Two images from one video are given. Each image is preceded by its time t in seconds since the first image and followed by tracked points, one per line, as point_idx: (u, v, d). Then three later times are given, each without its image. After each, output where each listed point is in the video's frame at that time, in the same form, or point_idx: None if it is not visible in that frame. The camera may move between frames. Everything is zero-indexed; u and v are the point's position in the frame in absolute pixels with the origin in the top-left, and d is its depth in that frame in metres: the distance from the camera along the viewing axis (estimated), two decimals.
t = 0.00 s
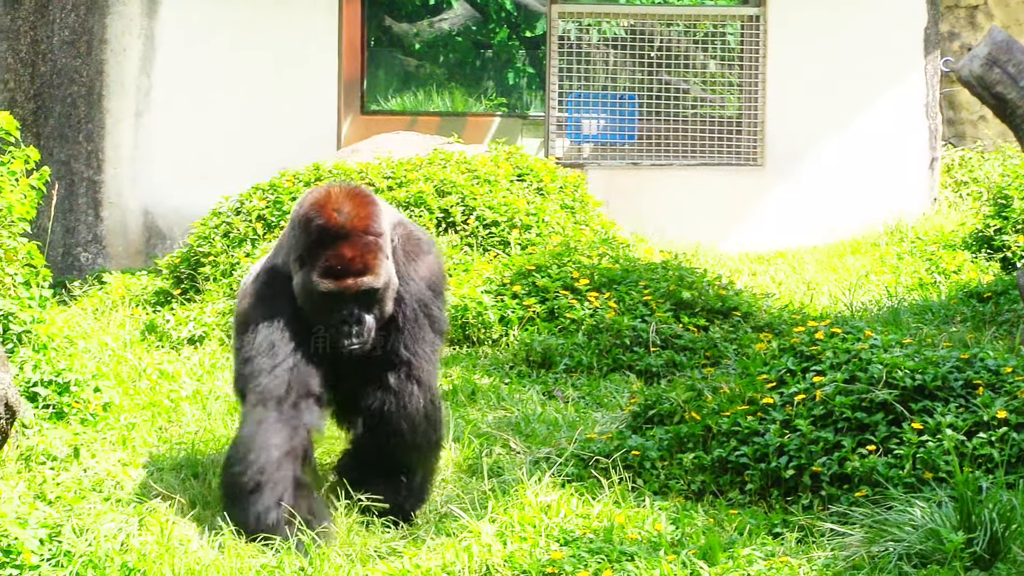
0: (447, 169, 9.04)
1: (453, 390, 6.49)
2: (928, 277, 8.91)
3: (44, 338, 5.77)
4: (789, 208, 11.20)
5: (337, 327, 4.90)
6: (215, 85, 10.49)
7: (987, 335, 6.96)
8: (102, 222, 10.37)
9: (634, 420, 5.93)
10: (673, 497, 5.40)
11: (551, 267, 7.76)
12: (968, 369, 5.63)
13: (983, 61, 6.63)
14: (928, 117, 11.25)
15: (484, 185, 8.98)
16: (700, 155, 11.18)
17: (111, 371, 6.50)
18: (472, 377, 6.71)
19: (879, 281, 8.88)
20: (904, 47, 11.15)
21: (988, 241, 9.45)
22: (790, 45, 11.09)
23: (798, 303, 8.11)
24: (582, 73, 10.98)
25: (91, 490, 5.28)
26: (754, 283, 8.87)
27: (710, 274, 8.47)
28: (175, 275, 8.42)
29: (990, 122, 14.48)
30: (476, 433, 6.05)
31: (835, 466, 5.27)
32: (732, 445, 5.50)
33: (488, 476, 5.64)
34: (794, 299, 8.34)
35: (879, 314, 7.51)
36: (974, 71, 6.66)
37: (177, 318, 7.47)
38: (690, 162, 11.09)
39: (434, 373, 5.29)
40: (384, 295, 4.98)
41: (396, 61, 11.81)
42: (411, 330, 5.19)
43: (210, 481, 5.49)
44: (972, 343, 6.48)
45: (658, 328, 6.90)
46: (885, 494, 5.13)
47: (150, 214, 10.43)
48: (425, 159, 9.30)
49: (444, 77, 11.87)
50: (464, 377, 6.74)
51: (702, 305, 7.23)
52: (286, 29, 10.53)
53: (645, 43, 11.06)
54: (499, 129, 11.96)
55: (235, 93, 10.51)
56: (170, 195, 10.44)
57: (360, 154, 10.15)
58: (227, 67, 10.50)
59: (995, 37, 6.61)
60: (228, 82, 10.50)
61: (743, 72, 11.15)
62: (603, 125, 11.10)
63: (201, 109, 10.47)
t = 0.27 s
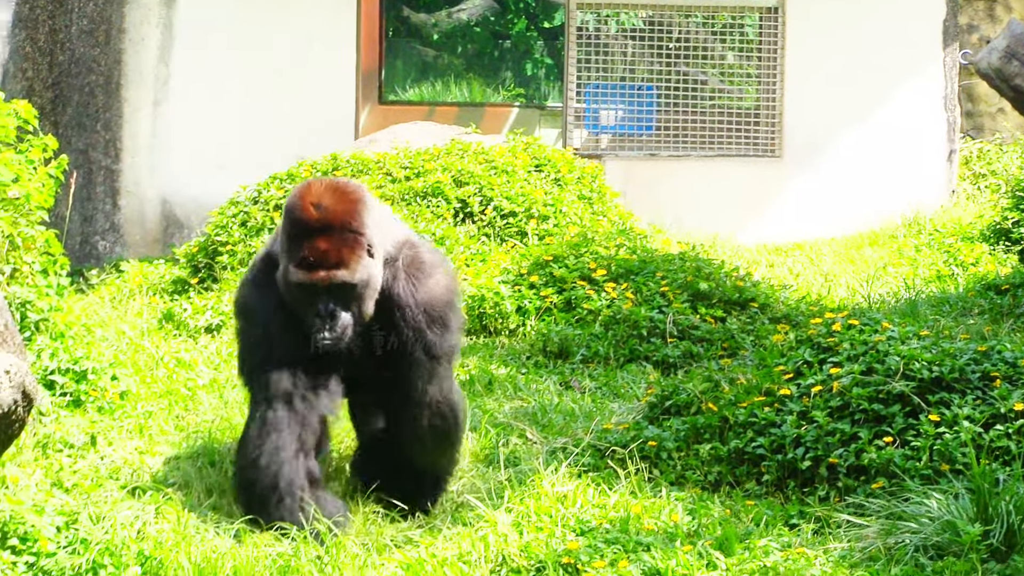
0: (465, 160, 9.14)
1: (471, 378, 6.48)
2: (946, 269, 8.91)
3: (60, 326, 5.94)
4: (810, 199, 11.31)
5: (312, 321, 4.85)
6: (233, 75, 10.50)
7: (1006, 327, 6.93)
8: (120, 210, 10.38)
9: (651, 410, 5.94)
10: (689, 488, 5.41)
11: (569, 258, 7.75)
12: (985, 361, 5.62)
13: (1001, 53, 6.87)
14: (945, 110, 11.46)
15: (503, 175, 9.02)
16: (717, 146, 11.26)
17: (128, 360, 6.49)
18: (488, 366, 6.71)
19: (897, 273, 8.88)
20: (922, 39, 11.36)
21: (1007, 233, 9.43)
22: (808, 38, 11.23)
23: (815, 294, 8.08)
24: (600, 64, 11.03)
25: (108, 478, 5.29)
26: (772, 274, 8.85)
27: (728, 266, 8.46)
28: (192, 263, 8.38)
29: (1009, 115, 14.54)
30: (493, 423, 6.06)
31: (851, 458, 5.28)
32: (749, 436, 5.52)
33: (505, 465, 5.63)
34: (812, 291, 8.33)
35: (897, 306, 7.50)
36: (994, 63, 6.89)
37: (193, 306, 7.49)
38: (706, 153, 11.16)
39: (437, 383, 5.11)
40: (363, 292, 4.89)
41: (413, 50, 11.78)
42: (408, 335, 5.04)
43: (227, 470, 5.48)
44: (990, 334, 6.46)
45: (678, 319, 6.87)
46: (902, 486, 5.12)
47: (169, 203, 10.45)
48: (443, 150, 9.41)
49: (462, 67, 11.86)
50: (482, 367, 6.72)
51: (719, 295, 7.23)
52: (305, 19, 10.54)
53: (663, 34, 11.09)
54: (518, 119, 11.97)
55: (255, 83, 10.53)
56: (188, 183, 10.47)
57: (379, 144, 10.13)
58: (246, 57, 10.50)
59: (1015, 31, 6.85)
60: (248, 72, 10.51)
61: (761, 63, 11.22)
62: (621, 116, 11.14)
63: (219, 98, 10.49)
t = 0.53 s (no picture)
0: (483, 133, 9.32)
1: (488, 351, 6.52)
2: (965, 245, 8.94)
3: (78, 296, 6.12)
4: (831, 172, 11.54)
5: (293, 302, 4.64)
6: (252, 44, 10.47)
7: None
8: (138, 179, 10.12)
9: (668, 384, 5.98)
10: (705, 461, 5.43)
11: (586, 231, 7.88)
12: (1003, 337, 5.61)
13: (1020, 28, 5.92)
14: (965, 84, 11.69)
15: (519, 147, 9.23)
16: (733, 119, 11.53)
17: (146, 330, 6.54)
18: (505, 339, 6.74)
19: (915, 247, 8.90)
20: (944, 14, 11.56)
21: None
22: (831, 13, 11.40)
23: (834, 269, 8.09)
24: (619, 36, 11.18)
25: (125, 447, 5.34)
26: (789, 248, 8.84)
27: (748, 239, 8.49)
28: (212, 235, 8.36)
29: None
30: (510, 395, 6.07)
31: (868, 433, 5.28)
32: (766, 410, 5.53)
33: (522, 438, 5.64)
34: (830, 265, 8.35)
35: (915, 282, 7.51)
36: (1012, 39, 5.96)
37: (212, 278, 7.54)
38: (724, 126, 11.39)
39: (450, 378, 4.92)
40: (348, 278, 4.69)
41: (432, 23, 12.54)
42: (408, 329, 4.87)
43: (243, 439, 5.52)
44: (1008, 311, 6.46)
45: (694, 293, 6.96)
46: (918, 461, 5.11)
47: (187, 172, 10.28)
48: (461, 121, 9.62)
49: (482, 39, 12.63)
50: (499, 338, 6.75)
51: (737, 270, 7.33)
52: None
53: (682, 8, 11.33)
54: (536, 91, 12.64)
55: (274, 52, 10.52)
56: (203, 154, 10.31)
57: (399, 114, 10.60)
58: (266, 25, 10.49)
59: None
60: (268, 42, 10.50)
61: (780, 36, 11.42)
62: (639, 89, 11.32)
63: (238, 67, 10.43)
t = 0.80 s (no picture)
0: (524, 119, 9.40)
1: (528, 338, 6.73)
2: (1004, 233, 8.94)
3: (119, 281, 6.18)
4: (870, 160, 11.55)
5: (303, 297, 4.67)
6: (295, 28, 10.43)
7: None
8: (178, 166, 10.08)
9: (708, 370, 6.02)
10: (745, 448, 5.47)
11: (627, 218, 8.07)
12: None
13: None
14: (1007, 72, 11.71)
15: (561, 134, 9.31)
16: (775, 107, 11.58)
17: (186, 316, 6.64)
18: (545, 326, 6.96)
19: (955, 236, 8.94)
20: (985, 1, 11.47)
21: None
22: None
23: (873, 257, 8.16)
24: (661, 24, 11.27)
25: (166, 433, 5.46)
26: (828, 236, 8.94)
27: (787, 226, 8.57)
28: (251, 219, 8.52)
29: None
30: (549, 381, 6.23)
31: (907, 421, 5.28)
32: (805, 398, 5.55)
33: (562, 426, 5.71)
34: (869, 254, 8.41)
35: (953, 270, 7.53)
36: None
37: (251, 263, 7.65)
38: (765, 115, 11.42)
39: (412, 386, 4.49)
40: (360, 276, 4.67)
41: (473, 9, 12.42)
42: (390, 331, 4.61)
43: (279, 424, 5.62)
44: None
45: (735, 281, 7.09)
46: (958, 449, 5.11)
47: (227, 158, 10.26)
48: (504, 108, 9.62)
49: (523, 25, 12.44)
50: (539, 325, 7.00)
51: (777, 257, 7.48)
52: None
53: None
54: (577, 77, 12.51)
55: (317, 36, 10.52)
56: (243, 139, 10.29)
57: (438, 99, 10.55)
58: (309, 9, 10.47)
59: None
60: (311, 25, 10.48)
61: (821, 24, 11.46)
62: (681, 75, 11.39)
63: (279, 51, 10.39)
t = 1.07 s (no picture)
0: (550, 107, 9.61)
1: (552, 326, 6.81)
2: None
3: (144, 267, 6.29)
4: (894, 150, 11.55)
5: (273, 299, 4.63)
6: (321, 16, 10.46)
7: None
8: (204, 152, 10.06)
9: (732, 359, 6.05)
10: (769, 438, 5.49)
11: (651, 206, 8.19)
12: None
13: None
14: None
15: (586, 122, 9.47)
16: (801, 96, 11.55)
17: (212, 301, 6.72)
18: (569, 314, 7.04)
19: (980, 228, 8.99)
20: None
21: None
22: None
23: (898, 248, 8.23)
24: (687, 13, 11.23)
25: (190, 420, 5.50)
26: (855, 227, 9.01)
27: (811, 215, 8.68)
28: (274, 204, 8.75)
29: None
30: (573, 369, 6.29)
31: (931, 410, 5.28)
32: (829, 387, 5.57)
33: (586, 414, 5.77)
34: (894, 244, 8.48)
35: (979, 259, 7.53)
36: None
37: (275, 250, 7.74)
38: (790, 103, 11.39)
39: (359, 400, 4.62)
40: (331, 276, 4.62)
41: None
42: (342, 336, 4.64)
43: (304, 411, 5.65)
44: None
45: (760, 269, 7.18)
46: (981, 439, 5.11)
47: (253, 146, 10.26)
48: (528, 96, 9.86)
49: (550, 14, 12.83)
50: (563, 314, 7.08)
51: (803, 246, 7.59)
52: None
53: None
54: (603, 66, 12.90)
55: (345, 22, 10.52)
56: (268, 128, 10.31)
57: (464, 88, 10.73)
58: None
59: None
60: (338, 12, 10.50)
61: (847, 12, 11.48)
62: (706, 65, 11.35)
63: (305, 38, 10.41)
